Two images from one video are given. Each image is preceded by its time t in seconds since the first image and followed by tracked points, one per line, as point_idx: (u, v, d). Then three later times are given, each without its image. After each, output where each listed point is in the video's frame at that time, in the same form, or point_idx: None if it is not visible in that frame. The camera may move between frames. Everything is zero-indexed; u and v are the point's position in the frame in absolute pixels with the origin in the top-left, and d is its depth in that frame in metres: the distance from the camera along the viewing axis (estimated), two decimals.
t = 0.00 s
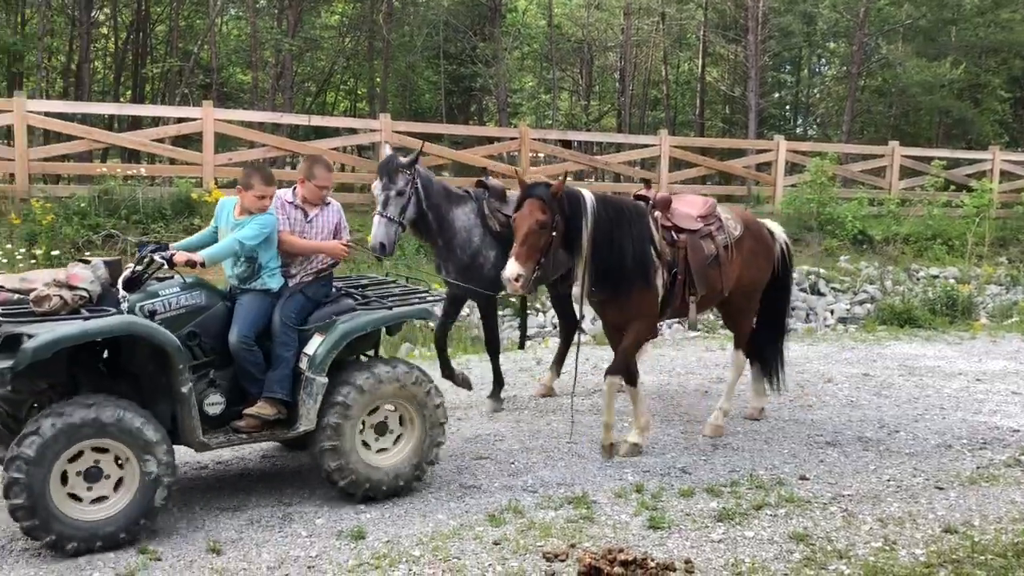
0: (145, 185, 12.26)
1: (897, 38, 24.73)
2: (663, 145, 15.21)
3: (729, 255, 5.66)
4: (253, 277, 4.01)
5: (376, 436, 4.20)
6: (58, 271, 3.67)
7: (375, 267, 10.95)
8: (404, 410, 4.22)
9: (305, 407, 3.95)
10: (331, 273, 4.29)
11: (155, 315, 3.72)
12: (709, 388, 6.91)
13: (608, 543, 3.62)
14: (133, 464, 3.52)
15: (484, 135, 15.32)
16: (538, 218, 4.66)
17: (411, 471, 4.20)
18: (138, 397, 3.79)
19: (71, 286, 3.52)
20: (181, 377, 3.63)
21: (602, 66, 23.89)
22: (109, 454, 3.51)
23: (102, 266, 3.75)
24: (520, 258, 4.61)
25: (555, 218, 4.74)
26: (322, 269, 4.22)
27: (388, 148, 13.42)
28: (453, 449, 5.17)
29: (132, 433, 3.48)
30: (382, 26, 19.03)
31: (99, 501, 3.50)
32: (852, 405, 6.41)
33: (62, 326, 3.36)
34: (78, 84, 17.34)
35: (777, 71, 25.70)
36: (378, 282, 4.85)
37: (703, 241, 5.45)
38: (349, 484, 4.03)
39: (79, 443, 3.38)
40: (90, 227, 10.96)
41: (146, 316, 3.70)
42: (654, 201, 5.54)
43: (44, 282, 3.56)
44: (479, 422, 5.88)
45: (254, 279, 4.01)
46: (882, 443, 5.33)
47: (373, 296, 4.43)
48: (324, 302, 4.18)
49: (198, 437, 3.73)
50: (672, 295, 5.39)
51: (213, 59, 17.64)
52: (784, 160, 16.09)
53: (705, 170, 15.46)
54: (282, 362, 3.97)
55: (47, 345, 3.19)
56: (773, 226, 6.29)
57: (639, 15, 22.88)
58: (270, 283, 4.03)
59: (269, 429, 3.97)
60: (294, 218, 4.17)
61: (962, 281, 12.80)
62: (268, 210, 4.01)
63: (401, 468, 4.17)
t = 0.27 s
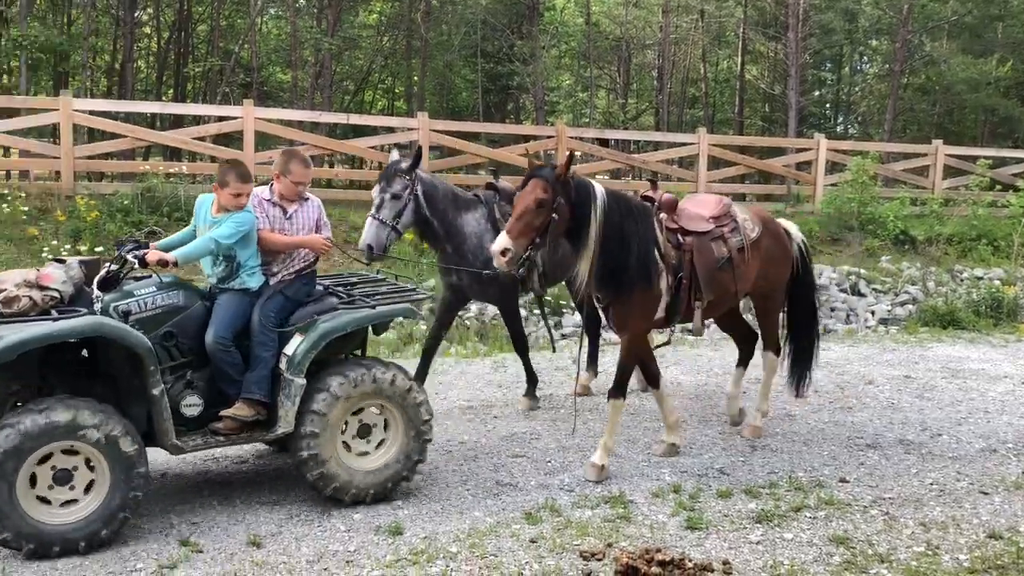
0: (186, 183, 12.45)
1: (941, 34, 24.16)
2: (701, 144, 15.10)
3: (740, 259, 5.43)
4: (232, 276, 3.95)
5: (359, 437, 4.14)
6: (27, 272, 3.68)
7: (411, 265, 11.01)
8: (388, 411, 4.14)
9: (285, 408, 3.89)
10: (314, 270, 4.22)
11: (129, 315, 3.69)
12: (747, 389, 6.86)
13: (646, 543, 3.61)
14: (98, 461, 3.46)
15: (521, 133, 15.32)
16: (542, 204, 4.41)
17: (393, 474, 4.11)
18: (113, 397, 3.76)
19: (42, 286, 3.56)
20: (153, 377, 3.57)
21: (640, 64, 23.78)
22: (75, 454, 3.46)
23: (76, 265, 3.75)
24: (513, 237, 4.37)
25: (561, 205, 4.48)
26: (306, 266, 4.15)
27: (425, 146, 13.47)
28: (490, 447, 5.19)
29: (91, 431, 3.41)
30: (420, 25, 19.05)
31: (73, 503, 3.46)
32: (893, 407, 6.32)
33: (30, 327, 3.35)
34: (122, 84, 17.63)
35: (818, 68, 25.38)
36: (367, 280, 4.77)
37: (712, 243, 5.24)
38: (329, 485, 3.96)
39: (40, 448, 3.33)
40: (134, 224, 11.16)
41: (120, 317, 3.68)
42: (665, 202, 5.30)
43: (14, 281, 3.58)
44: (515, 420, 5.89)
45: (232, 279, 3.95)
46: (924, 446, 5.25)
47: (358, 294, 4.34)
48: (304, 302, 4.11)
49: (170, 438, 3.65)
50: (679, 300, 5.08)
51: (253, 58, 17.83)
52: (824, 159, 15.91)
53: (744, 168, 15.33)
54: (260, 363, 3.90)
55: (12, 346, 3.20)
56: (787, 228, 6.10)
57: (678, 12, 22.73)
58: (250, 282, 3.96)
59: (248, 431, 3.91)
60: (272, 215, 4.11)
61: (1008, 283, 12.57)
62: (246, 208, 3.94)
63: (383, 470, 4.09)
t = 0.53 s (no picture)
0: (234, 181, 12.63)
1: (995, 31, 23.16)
2: (747, 143, 14.95)
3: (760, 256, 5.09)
4: (227, 273, 3.84)
5: (354, 438, 4.05)
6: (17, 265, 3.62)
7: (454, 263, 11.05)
8: (379, 411, 4.04)
9: (278, 406, 3.79)
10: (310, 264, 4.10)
11: (120, 312, 3.61)
12: (795, 390, 6.78)
13: (691, 544, 3.58)
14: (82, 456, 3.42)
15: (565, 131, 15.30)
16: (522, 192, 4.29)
17: (392, 474, 4.02)
18: (102, 394, 3.70)
19: (33, 281, 3.50)
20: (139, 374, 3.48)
21: (685, 61, 23.61)
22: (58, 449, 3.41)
23: (69, 260, 3.69)
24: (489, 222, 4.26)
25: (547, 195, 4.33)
26: (302, 262, 4.03)
27: (469, 145, 13.51)
28: (534, 445, 5.19)
29: (71, 426, 3.36)
30: (465, 24, 19.07)
31: (60, 497, 3.43)
32: (944, 410, 6.19)
33: (16, 319, 3.30)
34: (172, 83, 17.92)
35: (867, 66, 24.98)
36: (369, 277, 4.64)
37: (725, 239, 4.94)
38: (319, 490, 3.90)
39: (22, 445, 3.30)
40: (183, 221, 11.35)
41: (111, 313, 3.59)
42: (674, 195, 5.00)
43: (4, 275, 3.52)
44: (558, 419, 5.89)
45: (227, 275, 3.84)
46: (976, 451, 5.13)
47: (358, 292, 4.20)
48: (298, 301, 4.01)
49: (160, 436, 3.56)
50: (689, 298, 4.78)
51: (300, 58, 18.03)
52: (874, 158, 15.67)
53: (790, 167, 15.16)
54: (253, 362, 3.79)
55: None
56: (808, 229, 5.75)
57: (724, 10, 22.50)
58: (244, 279, 3.84)
59: (240, 429, 3.80)
60: (261, 212, 3.97)
61: None
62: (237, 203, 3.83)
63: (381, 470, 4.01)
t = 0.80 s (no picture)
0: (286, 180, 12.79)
1: None
2: (800, 141, 14.73)
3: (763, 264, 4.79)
4: (232, 271, 3.82)
5: (358, 440, 3.95)
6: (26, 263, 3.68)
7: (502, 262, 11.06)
8: (380, 409, 3.94)
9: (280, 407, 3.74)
10: (320, 264, 4.08)
11: (122, 309, 3.62)
12: (851, 393, 6.67)
13: (745, 547, 3.54)
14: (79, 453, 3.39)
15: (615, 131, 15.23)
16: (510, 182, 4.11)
17: (403, 471, 3.96)
18: (107, 392, 3.71)
19: (38, 278, 3.55)
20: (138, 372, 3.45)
21: (737, 59, 23.36)
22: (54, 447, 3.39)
23: (76, 258, 3.73)
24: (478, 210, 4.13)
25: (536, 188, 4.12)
26: (310, 261, 4.01)
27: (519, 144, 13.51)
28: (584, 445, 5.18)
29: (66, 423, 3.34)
30: (516, 24, 19.09)
31: (58, 494, 3.41)
32: (1006, 415, 6.03)
33: (16, 315, 3.32)
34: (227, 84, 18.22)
35: (925, 62, 24.46)
36: (382, 278, 4.60)
37: (725, 244, 4.68)
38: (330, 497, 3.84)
39: (18, 444, 3.29)
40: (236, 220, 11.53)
41: (115, 311, 3.61)
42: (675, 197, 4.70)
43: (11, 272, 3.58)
44: (608, 419, 5.86)
45: (232, 274, 3.83)
46: None
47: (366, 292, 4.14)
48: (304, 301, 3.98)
49: (159, 436, 3.53)
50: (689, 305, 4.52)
51: (352, 58, 18.21)
52: (932, 156, 15.34)
53: (845, 166, 14.91)
54: (257, 361, 3.77)
55: None
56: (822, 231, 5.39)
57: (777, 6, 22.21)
58: (250, 277, 3.82)
59: (243, 429, 3.78)
60: (267, 212, 3.97)
61: None
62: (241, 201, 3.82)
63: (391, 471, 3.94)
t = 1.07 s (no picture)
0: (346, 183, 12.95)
1: None
2: (867, 142, 14.42)
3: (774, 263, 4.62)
4: (250, 272, 3.89)
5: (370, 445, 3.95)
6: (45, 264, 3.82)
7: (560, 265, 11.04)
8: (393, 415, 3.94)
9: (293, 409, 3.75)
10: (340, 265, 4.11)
11: (138, 311, 3.68)
12: (920, 399, 6.51)
13: (809, 555, 3.47)
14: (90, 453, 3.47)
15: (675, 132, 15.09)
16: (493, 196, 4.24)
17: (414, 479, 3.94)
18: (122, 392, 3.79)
19: (55, 279, 3.68)
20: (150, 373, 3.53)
21: (802, 59, 22.96)
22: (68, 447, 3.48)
23: (94, 260, 3.85)
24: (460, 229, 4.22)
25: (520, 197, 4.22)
26: (328, 263, 4.04)
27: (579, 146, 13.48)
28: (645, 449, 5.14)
29: (78, 422, 3.42)
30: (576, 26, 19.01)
31: (72, 494, 3.50)
32: None
33: (31, 316, 3.44)
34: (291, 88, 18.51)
35: (999, 61, 23.72)
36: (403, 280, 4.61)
37: (730, 243, 4.56)
38: (367, 508, 3.87)
39: (33, 443, 3.39)
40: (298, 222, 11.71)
41: (131, 312, 3.67)
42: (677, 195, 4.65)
43: (30, 273, 3.71)
44: (669, 424, 5.80)
45: (250, 276, 3.89)
46: None
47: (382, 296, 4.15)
48: (320, 303, 4.00)
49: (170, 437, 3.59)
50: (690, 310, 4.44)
51: (413, 62, 18.36)
52: (1005, 157, 14.88)
53: (913, 167, 14.55)
54: (270, 362, 3.80)
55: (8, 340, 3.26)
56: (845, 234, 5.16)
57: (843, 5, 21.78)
58: (266, 279, 3.88)
59: (257, 432, 3.80)
60: (285, 214, 4.05)
61: None
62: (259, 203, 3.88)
63: (416, 462, 3.95)
